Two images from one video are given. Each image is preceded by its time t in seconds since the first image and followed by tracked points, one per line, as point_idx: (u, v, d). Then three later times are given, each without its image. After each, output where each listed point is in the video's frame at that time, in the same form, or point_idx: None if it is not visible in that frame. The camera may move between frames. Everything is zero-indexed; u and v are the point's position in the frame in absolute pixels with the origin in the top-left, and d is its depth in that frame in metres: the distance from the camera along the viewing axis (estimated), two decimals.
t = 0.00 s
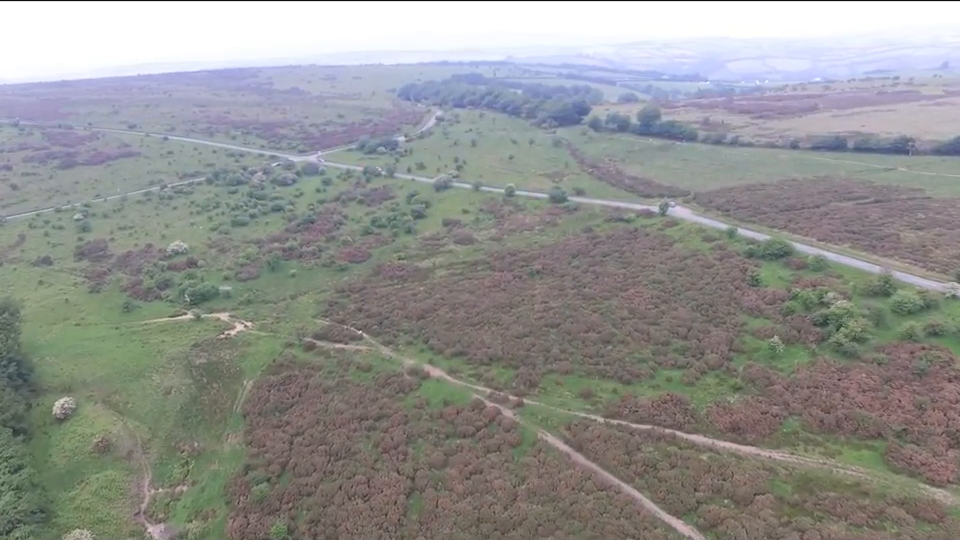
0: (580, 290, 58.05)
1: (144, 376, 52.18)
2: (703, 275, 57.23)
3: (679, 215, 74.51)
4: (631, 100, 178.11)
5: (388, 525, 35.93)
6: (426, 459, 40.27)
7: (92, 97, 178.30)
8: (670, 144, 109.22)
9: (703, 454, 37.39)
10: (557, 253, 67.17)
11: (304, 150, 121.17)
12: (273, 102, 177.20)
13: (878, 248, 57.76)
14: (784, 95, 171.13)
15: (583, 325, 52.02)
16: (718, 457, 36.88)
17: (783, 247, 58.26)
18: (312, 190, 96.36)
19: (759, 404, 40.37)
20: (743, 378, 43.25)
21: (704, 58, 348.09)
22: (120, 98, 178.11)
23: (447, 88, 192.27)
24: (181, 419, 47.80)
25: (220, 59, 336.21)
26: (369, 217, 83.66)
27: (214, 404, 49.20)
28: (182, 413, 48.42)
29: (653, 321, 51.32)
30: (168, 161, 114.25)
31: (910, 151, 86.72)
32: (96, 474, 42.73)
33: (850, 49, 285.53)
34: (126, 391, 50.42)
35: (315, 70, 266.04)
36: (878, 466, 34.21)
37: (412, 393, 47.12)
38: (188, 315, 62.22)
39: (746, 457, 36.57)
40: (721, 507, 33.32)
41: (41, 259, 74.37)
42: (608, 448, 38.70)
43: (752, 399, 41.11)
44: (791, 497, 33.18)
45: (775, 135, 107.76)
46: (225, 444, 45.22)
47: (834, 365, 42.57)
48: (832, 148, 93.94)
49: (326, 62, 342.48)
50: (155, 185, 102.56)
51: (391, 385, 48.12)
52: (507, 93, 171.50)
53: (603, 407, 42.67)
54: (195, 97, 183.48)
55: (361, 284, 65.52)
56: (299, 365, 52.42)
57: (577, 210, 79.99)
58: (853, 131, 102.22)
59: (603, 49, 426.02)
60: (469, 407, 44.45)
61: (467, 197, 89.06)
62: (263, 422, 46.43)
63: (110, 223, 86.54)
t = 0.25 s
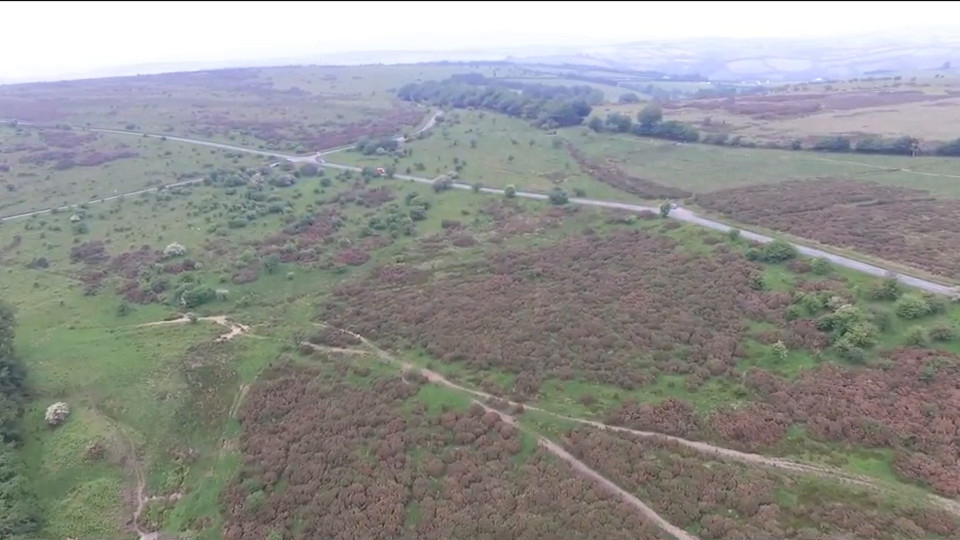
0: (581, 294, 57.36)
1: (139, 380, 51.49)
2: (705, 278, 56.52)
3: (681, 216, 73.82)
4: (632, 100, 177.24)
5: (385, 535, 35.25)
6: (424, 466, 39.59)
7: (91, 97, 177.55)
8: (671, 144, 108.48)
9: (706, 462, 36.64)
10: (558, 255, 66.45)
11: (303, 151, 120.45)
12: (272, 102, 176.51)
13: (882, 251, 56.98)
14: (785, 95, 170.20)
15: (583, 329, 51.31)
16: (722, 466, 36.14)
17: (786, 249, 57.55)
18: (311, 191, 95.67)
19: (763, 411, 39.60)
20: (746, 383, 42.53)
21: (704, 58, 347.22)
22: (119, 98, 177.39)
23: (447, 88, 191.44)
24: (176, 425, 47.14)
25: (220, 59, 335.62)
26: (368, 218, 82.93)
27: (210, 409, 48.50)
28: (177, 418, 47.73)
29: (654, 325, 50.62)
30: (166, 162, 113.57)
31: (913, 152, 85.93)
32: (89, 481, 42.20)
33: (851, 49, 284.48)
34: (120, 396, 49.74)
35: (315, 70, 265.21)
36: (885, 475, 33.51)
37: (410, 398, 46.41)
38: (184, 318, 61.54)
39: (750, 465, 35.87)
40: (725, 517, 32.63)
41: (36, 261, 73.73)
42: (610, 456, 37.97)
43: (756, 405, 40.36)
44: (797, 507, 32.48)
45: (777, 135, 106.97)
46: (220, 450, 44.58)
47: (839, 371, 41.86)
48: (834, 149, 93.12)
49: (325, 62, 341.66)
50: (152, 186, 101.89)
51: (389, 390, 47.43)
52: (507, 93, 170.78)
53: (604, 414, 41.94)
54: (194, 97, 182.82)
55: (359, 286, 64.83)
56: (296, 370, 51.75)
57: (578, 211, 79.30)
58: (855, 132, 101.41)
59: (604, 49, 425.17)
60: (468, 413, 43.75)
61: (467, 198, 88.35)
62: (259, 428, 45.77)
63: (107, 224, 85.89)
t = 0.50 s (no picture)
0: (582, 297, 56.67)
1: (134, 385, 50.81)
2: (708, 282, 55.79)
3: (683, 218, 73.09)
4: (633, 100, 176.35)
5: None
6: (422, 474, 38.90)
7: (89, 97, 176.80)
8: (672, 145, 107.69)
9: (710, 471, 35.91)
10: (559, 257, 65.74)
11: (302, 152, 119.73)
12: (272, 102, 175.87)
13: (888, 254, 56.18)
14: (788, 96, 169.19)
15: (585, 334, 50.60)
16: (726, 475, 35.40)
17: (790, 252, 56.80)
18: (310, 192, 95.01)
19: (768, 418, 38.84)
20: (751, 390, 41.80)
21: (705, 58, 346.26)
22: (118, 98, 176.62)
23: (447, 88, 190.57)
24: (171, 431, 46.48)
25: (220, 58, 334.85)
26: (367, 220, 82.24)
27: (206, 415, 47.87)
28: (172, 423, 47.09)
29: (656, 330, 49.91)
30: (164, 162, 112.87)
31: (917, 153, 85.14)
32: (82, 489, 41.78)
33: (853, 49, 283.34)
34: (115, 401, 49.06)
35: (315, 70, 264.37)
36: (894, 485, 32.76)
37: (409, 404, 45.72)
38: (181, 321, 60.91)
39: (755, 475, 35.13)
40: (730, 529, 31.91)
41: (32, 263, 73.10)
42: (612, 464, 37.25)
43: (761, 412, 39.61)
44: (803, 518, 31.77)
45: (779, 136, 106.18)
46: (216, 457, 43.99)
47: (845, 377, 41.09)
48: (838, 150, 92.30)
49: (325, 62, 340.77)
50: (150, 187, 101.24)
51: (387, 395, 46.79)
52: (508, 93, 169.99)
53: (605, 421, 41.23)
54: (193, 98, 182.07)
55: (358, 289, 64.13)
56: (293, 374, 51.10)
57: (579, 213, 78.58)
58: (858, 133, 100.61)
59: (604, 49, 424.20)
60: (468, 420, 43.04)
61: (467, 200, 87.64)
62: (255, 434, 45.12)
63: (104, 226, 85.24)
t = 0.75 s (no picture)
0: (583, 301, 55.94)
1: (129, 390, 50.13)
2: (710, 285, 55.06)
3: (685, 221, 72.38)
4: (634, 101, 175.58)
5: None
6: (420, 482, 38.20)
7: (88, 97, 176.19)
8: (674, 146, 106.96)
9: (713, 480, 35.17)
10: (559, 260, 65.03)
11: (301, 153, 119.08)
12: (271, 103, 175.25)
13: (892, 257, 55.41)
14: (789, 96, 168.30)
15: (585, 338, 49.89)
16: (730, 484, 34.66)
17: (794, 255, 56.07)
18: (309, 193, 94.37)
19: (773, 425, 38.08)
20: (754, 396, 41.04)
21: (706, 58, 345.47)
22: (117, 99, 176.03)
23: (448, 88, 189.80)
24: (166, 437, 45.84)
25: (220, 59, 334.18)
26: (366, 222, 81.54)
27: (201, 421, 47.26)
28: (167, 429, 46.45)
29: (658, 334, 49.17)
30: (163, 163, 112.24)
31: (921, 154, 84.39)
32: (75, 496, 41.38)
33: (854, 49, 282.35)
34: (110, 406, 48.40)
35: (315, 70, 263.79)
36: (902, 495, 32.01)
37: (407, 411, 45.03)
38: (177, 325, 60.29)
39: (760, 484, 34.38)
40: None
41: (28, 265, 72.53)
42: (613, 473, 36.51)
43: (765, 419, 38.83)
44: (809, 529, 31.03)
45: (781, 137, 105.44)
46: (211, 464, 43.42)
47: (851, 383, 40.32)
48: (841, 151, 91.55)
49: (325, 62, 340.05)
50: (148, 188, 100.62)
51: (385, 401, 46.11)
52: (508, 94, 169.23)
53: (606, 428, 40.51)
54: (193, 98, 181.39)
55: (356, 292, 63.44)
56: (290, 380, 50.43)
57: (580, 215, 77.86)
58: (861, 134, 99.86)
59: (605, 49, 423.39)
60: (467, 427, 42.32)
61: (467, 202, 86.95)
62: (251, 441, 44.48)
63: (101, 227, 84.66)
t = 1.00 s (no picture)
0: (583, 305, 55.23)
1: (123, 395, 49.41)
2: (713, 289, 54.31)
3: (686, 223, 71.68)
4: (634, 101, 174.84)
5: None
6: (417, 491, 37.49)
7: (87, 97, 175.57)
8: (675, 147, 106.23)
9: (716, 490, 34.42)
10: (559, 263, 64.30)
11: (300, 154, 118.39)
12: (270, 103, 174.55)
13: (897, 260, 54.64)
14: (790, 96, 167.45)
15: (586, 343, 49.18)
16: (733, 494, 33.91)
17: (797, 258, 55.34)
18: (307, 194, 93.70)
19: (777, 433, 37.34)
20: (758, 402, 40.28)
21: (706, 59, 344.81)
22: (115, 99, 175.36)
23: (447, 88, 189.06)
24: (160, 443, 45.14)
25: (220, 59, 333.27)
26: (364, 224, 80.82)
27: (196, 427, 46.59)
28: (161, 435, 45.75)
29: (660, 339, 48.42)
30: (160, 164, 111.54)
31: (924, 156, 83.69)
32: (67, 505, 40.76)
33: (855, 49, 281.54)
34: (103, 412, 47.68)
35: (314, 71, 263.15)
36: (910, 507, 31.28)
37: (404, 417, 44.30)
38: (173, 329, 59.60)
39: (765, 494, 33.61)
40: None
41: (23, 268, 71.84)
42: (614, 482, 35.77)
43: (769, 426, 38.06)
44: None
45: (783, 138, 104.70)
46: (205, 472, 42.77)
47: (856, 390, 39.58)
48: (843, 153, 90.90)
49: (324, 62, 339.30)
50: (145, 189, 99.93)
51: (382, 407, 45.40)
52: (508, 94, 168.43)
53: (607, 436, 39.78)
54: (191, 98, 180.66)
55: (354, 296, 62.73)
56: (286, 385, 49.74)
57: (580, 217, 77.17)
58: (864, 135, 99.12)
59: (605, 50, 422.69)
60: (465, 434, 41.60)
61: (466, 203, 86.25)
62: (246, 448, 43.79)
63: (97, 229, 83.97)
